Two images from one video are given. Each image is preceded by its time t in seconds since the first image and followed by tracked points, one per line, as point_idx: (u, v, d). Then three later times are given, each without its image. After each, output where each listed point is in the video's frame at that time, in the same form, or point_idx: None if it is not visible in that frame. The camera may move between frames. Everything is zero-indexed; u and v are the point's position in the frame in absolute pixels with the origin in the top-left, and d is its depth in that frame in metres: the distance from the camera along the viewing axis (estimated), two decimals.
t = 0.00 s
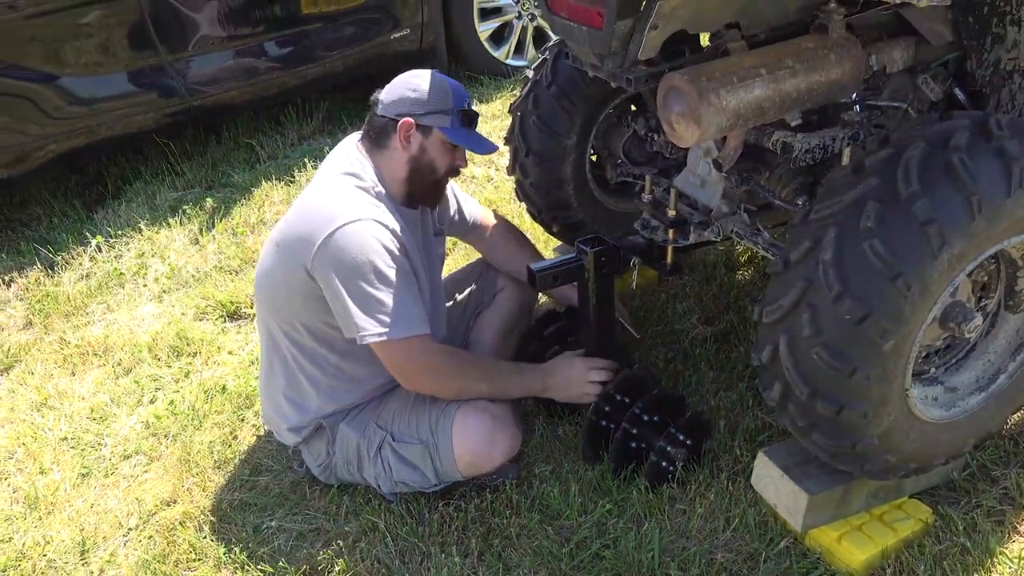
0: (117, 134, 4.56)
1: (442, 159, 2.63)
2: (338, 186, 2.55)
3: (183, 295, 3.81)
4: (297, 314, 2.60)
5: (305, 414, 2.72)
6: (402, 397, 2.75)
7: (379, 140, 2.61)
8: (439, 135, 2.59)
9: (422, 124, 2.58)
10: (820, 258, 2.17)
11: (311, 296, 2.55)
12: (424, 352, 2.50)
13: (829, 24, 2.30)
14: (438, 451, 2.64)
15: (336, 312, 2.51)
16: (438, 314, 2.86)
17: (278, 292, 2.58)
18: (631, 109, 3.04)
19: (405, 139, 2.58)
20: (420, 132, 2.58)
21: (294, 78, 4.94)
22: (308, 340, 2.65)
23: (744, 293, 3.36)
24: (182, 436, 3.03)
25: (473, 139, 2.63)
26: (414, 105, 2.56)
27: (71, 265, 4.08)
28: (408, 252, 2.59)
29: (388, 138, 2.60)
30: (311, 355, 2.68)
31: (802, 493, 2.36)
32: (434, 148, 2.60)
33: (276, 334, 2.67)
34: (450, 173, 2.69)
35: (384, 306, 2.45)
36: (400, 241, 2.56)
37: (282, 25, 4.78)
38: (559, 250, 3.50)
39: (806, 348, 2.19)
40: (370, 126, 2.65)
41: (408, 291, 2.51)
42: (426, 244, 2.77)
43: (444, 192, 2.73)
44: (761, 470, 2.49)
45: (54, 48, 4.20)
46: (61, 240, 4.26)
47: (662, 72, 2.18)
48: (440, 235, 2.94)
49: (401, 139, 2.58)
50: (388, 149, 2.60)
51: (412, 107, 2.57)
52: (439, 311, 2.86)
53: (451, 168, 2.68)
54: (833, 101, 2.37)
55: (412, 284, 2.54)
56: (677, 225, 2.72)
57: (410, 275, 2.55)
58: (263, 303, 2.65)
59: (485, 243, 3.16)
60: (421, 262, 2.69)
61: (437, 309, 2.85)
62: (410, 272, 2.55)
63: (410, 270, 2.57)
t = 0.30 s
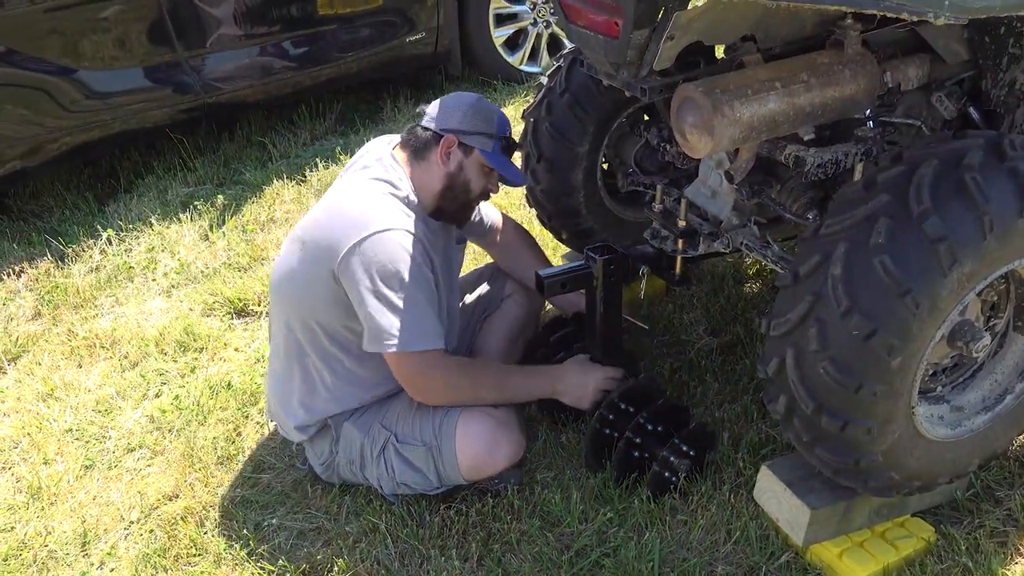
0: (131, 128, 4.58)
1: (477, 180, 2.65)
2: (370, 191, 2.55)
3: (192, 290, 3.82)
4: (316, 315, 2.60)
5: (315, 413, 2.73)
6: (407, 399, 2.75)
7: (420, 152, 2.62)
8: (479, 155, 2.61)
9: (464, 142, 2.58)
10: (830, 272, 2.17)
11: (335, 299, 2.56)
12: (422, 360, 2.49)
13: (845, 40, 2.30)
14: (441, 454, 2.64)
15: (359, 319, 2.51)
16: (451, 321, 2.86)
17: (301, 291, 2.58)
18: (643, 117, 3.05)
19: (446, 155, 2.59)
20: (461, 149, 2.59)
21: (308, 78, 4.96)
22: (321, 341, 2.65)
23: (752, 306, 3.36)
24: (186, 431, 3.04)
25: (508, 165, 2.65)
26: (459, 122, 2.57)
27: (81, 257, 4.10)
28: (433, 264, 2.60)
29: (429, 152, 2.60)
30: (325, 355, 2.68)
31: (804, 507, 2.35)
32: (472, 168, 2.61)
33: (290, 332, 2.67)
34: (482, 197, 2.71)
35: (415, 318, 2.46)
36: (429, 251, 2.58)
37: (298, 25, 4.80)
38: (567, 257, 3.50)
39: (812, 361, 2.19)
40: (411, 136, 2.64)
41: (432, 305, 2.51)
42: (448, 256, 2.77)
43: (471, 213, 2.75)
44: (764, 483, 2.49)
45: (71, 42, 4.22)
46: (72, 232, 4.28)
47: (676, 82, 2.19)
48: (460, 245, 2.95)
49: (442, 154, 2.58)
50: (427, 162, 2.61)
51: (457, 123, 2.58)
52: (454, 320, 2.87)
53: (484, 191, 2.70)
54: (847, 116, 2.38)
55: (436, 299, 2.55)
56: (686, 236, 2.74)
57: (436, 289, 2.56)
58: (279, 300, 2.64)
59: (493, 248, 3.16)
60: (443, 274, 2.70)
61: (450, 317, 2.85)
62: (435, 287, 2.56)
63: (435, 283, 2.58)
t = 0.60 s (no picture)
0: (132, 116, 4.57)
1: (496, 181, 2.67)
2: (393, 190, 2.54)
3: (190, 279, 3.82)
4: (326, 309, 2.60)
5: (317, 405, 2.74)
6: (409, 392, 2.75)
7: (441, 151, 2.62)
8: (499, 157, 2.63)
9: (485, 142, 2.61)
10: (829, 270, 2.17)
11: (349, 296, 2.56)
12: (428, 364, 2.47)
13: (848, 38, 2.30)
14: (440, 449, 2.65)
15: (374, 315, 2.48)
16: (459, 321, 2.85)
17: (316, 284, 2.56)
18: (645, 113, 3.05)
19: (466, 155, 2.60)
20: (482, 150, 2.61)
21: (309, 68, 4.95)
22: (329, 335, 2.66)
23: (751, 303, 3.36)
24: (183, 419, 3.04)
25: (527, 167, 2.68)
26: (480, 122, 2.60)
27: (80, 244, 4.10)
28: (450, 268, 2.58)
29: (450, 150, 2.61)
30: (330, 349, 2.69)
31: (798, 503, 2.36)
32: (492, 169, 2.64)
33: (300, 325, 2.66)
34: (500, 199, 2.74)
35: (429, 316, 2.43)
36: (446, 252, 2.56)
37: (300, 15, 4.79)
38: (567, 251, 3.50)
39: (810, 358, 2.20)
40: (433, 134, 2.65)
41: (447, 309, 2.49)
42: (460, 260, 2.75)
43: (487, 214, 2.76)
44: (759, 479, 2.49)
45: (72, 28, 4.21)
46: (71, 219, 4.27)
47: (679, 77, 2.19)
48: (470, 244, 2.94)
49: (463, 153, 2.59)
50: (447, 161, 2.61)
51: (478, 124, 2.60)
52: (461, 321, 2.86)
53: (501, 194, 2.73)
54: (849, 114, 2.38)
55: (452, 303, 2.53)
56: (686, 232, 2.74)
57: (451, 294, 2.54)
58: (291, 290, 2.63)
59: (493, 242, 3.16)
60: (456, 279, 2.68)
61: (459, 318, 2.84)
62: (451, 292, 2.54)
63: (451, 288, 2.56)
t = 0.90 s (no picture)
0: (128, 110, 4.56)
1: (510, 185, 2.68)
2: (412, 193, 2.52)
3: (186, 274, 3.81)
4: (335, 307, 2.59)
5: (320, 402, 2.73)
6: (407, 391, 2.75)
7: (458, 152, 2.61)
8: (516, 160, 2.64)
9: (502, 146, 2.61)
10: (825, 268, 2.18)
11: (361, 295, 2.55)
12: (423, 371, 2.49)
13: (846, 36, 2.31)
14: (436, 448, 2.65)
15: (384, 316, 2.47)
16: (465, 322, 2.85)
17: (329, 281, 2.56)
18: (642, 110, 3.06)
19: (483, 158, 2.60)
20: (498, 154, 2.62)
21: (306, 64, 4.94)
22: (337, 333, 2.65)
23: (746, 301, 3.37)
24: (178, 414, 3.04)
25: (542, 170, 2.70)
26: (498, 126, 2.60)
27: (75, 238, 4.09)
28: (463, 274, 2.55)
29: (467, 152, 2.60)
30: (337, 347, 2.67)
31: (792, 501, 2.37)
32: (507, 173, 2.65)
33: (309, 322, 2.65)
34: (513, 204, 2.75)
35: (437, 322, 2.42)
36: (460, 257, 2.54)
37: (297, 10, 4.78)
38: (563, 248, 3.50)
39: (805, 355, 2.20)
40: (452, 136, 2.64)
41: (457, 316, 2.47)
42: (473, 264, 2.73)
43: (499, 216, 2.76)
44: (753, 476, 2.50)
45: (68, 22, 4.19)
46: (66, 213, 4.26)
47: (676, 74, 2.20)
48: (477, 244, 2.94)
49: (480, 155, 2.60)
50: (464, 163, 2.61)
51: (496, 126, 2.60)
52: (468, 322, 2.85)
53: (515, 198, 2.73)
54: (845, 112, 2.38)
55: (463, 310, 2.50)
56: (682, 229, 2.74)
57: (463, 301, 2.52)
58: (301, 285, 2.62)
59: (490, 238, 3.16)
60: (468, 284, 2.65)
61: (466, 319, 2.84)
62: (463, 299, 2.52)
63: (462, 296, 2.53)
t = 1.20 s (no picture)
0: (125, 110, 4.55)
1: (516, 190, 2.68)
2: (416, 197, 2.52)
3: (182, 275, 3.81)
4: (336, 310, 2.59)
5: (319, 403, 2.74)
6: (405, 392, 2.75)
7: (464, 157, 2.61)
8: (522, 166, 2.64)
9: (508, 151, 2.61)
10: (821, 272, 2.18)
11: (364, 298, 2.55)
12: (420, 377, 2.49)
13: (843, 41, 2.31)
14: (433, 450, 2.65)
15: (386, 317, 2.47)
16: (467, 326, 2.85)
17: (333, 283, 2.56)
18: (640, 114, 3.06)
19: (489, 162, 2.60)
20: (505, 159, 2.62)
21: (304, 65, 4.94)
22: (339, 334, 2.65)
23: (743, 304, 3.37)
24: (173, 415, 3.03)
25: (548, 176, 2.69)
26: (504, 130, 2.61)
27: (72, 238, 4.08)
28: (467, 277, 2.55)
29: (473, 157, 2.60)
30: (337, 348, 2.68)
31: (787, 505, 2.37)
32: (513, 178, 2.64)
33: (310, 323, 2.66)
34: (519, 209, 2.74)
35: (437, 326, 2.42)
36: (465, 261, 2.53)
37: (295, 11, 4.78)
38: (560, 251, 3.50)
39: (801, 360, 2.20)
40: (460, 140, 2.64)
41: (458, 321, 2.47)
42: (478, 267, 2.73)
43: (505, 221, 2.75)
44: (749, 480, 2.50)
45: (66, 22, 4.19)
46: (63, 213, 4.26)
47: (673, 78, 2.20)
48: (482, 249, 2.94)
49: (486, 159, 2.59)
50: (470, 168, 2.61)
51: (502, 131, 2.61)
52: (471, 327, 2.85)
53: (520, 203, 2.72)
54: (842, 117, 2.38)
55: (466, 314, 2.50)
56: (679, 233, 2.74)
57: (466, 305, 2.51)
58: (304, 286, 2.63)
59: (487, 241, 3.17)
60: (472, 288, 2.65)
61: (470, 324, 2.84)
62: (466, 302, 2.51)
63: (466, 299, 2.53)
